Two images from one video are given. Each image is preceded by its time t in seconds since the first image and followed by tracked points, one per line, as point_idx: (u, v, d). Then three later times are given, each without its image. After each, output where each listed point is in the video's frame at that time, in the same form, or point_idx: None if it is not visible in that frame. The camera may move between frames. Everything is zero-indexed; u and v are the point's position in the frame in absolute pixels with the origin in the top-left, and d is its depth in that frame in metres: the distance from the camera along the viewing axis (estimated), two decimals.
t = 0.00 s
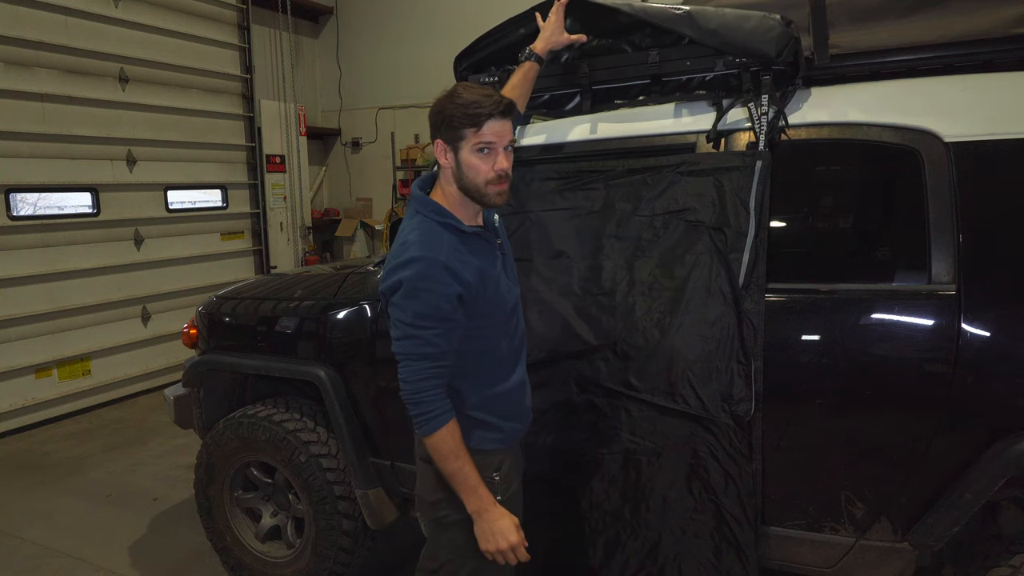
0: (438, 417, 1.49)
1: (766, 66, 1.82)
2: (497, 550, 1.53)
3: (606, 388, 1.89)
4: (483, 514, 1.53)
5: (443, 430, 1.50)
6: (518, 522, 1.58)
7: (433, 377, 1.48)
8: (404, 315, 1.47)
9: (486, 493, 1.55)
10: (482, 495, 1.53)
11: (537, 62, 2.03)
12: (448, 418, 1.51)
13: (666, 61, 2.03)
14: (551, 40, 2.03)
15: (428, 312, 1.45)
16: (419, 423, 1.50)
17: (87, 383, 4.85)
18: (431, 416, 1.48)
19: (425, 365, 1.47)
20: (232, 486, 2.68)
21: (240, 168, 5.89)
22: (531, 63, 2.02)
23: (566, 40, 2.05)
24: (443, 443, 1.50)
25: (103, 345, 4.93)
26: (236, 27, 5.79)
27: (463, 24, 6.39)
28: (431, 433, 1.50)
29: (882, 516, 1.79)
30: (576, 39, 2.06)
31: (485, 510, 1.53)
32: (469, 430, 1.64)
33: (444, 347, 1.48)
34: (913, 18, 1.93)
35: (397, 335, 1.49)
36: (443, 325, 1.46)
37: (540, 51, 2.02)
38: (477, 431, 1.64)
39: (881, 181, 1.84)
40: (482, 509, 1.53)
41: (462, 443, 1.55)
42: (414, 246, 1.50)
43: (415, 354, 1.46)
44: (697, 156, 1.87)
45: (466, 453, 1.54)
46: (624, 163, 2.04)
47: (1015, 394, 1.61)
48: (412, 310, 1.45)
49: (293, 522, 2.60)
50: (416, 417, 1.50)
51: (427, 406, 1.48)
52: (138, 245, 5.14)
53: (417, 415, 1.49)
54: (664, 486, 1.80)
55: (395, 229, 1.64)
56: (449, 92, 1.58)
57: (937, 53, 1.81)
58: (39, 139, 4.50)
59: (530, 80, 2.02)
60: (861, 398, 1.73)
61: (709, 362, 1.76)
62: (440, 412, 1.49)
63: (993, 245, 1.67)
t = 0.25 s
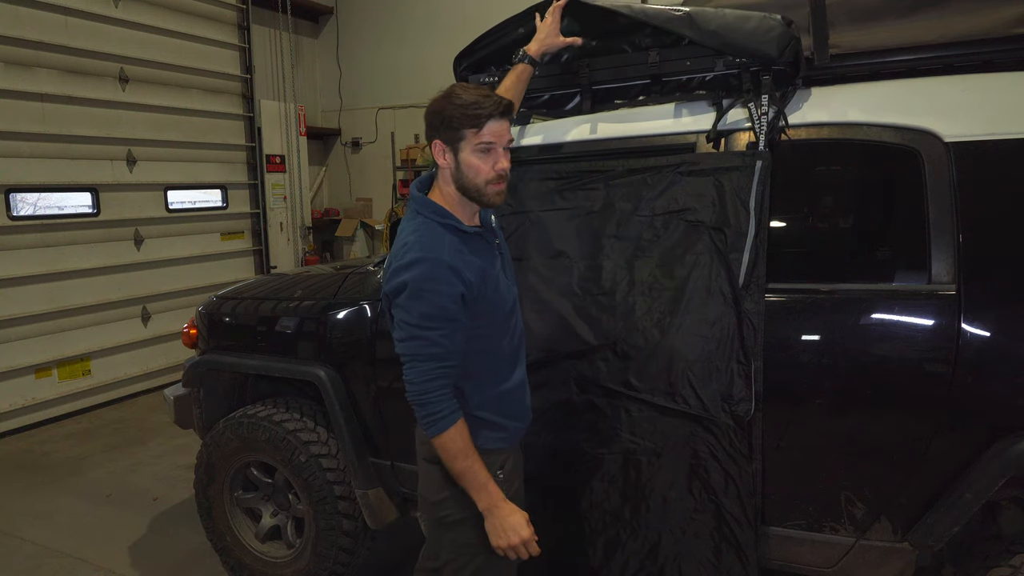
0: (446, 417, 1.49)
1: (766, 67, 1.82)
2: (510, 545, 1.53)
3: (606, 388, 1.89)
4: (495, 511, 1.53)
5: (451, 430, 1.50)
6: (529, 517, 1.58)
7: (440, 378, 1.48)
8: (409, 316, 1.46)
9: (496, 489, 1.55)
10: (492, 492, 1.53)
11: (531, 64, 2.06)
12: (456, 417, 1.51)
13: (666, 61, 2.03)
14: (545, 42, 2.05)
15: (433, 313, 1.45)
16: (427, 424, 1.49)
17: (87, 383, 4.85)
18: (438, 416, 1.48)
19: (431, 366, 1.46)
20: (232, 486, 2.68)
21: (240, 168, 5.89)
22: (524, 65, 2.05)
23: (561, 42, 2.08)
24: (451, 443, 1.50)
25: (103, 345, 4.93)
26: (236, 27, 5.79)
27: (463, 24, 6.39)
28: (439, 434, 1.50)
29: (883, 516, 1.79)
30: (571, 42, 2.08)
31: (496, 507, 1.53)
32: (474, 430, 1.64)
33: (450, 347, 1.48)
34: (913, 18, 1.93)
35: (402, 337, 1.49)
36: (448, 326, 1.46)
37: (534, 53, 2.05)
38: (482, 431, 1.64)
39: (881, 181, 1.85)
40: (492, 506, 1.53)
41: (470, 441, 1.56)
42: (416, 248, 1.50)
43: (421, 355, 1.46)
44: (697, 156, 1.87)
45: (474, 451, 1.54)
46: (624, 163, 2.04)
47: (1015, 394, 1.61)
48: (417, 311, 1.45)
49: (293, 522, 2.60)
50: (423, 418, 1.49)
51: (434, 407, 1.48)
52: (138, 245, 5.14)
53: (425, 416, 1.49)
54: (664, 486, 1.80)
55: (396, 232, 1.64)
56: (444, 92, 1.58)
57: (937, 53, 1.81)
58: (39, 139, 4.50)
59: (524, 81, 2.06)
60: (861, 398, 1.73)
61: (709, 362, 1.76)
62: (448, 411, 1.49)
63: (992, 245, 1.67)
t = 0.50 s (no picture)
0: (449, 419, 1.49)
1: (766, 67, 1.82)
2: (515, 544, 1.53)
3: (605, 388, 1.89)
4: (501, 509, 1.53)
5: (455, 432, 1.50)
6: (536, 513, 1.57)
7: (442, 381, 1.48)
8: (412, 320, 1.46)
9: (499, 488, 1.55)
10: (498, 490, 1.54)
11: (524, 66, 2.03)
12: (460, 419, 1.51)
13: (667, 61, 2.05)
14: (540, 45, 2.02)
15: (435, 317, 1.45)
16: (430, 426, 1.49)
17: (87, 383, 4.85)
18: (441, 419, 1.48)
19: (433, 369, 1.47)
20: (231, 485, 2.68)
21: (240, 168, 5.89)
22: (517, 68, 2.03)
23: (555, 45, 2.04)
24: (455, 444, 1.50)
25: (103, 345, 4.93)
26: (236, 27, 5.79)
27: (463, 24, 6.39)
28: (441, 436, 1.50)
29: (882, 516, 1.79)
30: (565, 45, 2.05)
31: (501, 506, 1.54)
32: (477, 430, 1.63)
33: (452, 351, 1.48)
34: (912, 19, 1.94)
35: (404, 341, 1.48)
36: (451, 329, 1.46)
37: (527, 55, 2.02)
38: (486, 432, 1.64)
39: (881, 181, 1.85)
40: (498, 505, 1.53)
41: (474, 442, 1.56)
42: (418, 252, 1.50)
43: (423, 358, 1.46)
44: (697, 156, 1.87)
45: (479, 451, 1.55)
46: (624, 163, 2.04)
47: (1015, 394, 1.61)
48: (420, 315, 1.45)
49: (293, 522, 2.60)
50: (426, 421, 1.49)
51: (437, 409, 1.48)
52: (138, 245, 5.14)
53: (428, 419, 1.49)
54: (665, 486, 1.80)
55: (396, 235, 1.64)
56: (448, 97, 1.54)
57: (937, 53, 1.81)
58: (39, 139, 4.50)
59: (516, 84, 2.02)
60: (861, 398, 1.73)
61: (709, 362, 1.76)
62: (451, 414, 1.49)
63: (993, 245, 1.67)
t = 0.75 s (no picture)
0: (462, 418, 1.49)
1: (766, 67, 1.81)
2: (538, 538, 1.54)
3: (605, 388, 1.89)
4: (521, 504, 1.54)
5: (467, 430, 1.50)
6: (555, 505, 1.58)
7: (452, 380, 1.48)
8: (420, 320, 1.46)
9: (517, 484, 1.55)
10: (514, 486, 1.54)
11: (526, 74, 2.06)
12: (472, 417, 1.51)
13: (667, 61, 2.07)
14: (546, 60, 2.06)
15: (443, 316, 1.45)
16: (442, 426, 1.49)
17: (87, 383, 4.85)
18: (453, 418, 1.48)
19: (442, 368, 1.47)
20: (231, 486, 2.68)
21: (240, 168, 5.89)
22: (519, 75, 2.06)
23: (559, 62, 2.09)
24: (466, 443, 1.50)
25: (103, 345, 4.93)
26: (236, 27, 5.79)
27: (463, 24, 6.39)
28: (453, 436, 1.50)
29: (882, 516, 1.79)
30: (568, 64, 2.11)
31: (520, 501, 1.54)
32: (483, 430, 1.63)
33: (460, 349, 1.48)
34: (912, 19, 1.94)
35: (411, 342, 1.48)
36: (458, 328, 1.47)
37: (531, 65, 2.05)
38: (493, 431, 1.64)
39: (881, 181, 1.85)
40: (517, 501, 1.54)
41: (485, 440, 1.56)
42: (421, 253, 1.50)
43: (432, 358, 1.46)
44: (697, 156, 1.87)
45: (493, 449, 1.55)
46: (624, 163, 2.04)
47: (1015, 394, 1.60)
48: (427, 315, 1.45)
49: (293, 522, 2.60)
50: (437, 421, 1.49)
51: (448, 409, 1.48)
52: (138, 245, 5.14)
53: (439, 419, 1.49)
54: (665, 486, 1.80)
55: (395, 238, 1.63)
56: (447, 100, 1.53)
57: (937, 53, 1.82)
58: (39, 139, 4.50)
59: (515, 91, 2.05)
60: (861, 398, 1.73)
61: (709, 362, 1.76)
62: (463, 413, 1.49)
63: (992, 245, 1.67)
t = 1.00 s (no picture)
0: (462, 419, 1.49)
1: (765, 68, 1.81)
2: (531, 542, 1.53)
3: (605, 388, 1.89)
4: (515, 508, 1.53)
5: (466, 431, 1.50)
6: (548, 508, 1.58)
7: (452, 381, 1.48)
8: (421, 320, 1.46)
9: (513, 487, 1.55)
10: (510, 489, 1.54)
11: (530, 73, 2.07)
12: (471, 418, 1.51)
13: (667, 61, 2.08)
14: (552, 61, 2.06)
15: (445, 317, 1.45)
16: (442, 427, 1.49)
17: (87, 383, 4.85)
18: (453, 419, 1.48)
19: (443, 369, 1.47)
20: (231, 486, 2.68)
21: (240, 168, 5.89)
22: (524, 74, 2.07)
23: (564, 65, 2.10)
24: (466, 444, 1.51)
25: (103, 345, 4.93)
26: (236, 27, 5.79)
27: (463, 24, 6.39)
28: (453, 437, 1.50)
29: (882, 516, 1.79)
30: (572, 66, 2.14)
31: (514, 504, 1.53)
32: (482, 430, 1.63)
33: (461, 350, 1.48)
34: (912, 19, 1.94)
35: (412, 343, 1.48)
36: (459, 329, 1.47)
37: (539, 63, 2.05)
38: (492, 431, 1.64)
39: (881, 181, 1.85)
40: (511, 504, 1.53)
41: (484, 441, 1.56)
42: (423, 254, 1.50)
43: (433, 359, 1.46)
44: (697, 156, 1.87)
45: (491, 451, 1.55)
46: (624, 163, 2.03)
47: (1015, 394, 1.60)
48: (429, 316, 1.45)
49: (293, 522, 2.60)
50: (437, 422, 1.49)
51: (449, 409, 1.48)
52: (138, 245, 5.14)
53: (439, 420, 1.49)
54: (665, 486, 1.80)
55: (397, 238, 1.63)
56: (446, 102, 1.53)
57: (937, 53, 1.83)
58: (39, 139, 4.50)
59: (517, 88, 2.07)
60: (861, 398, 1.73)
61: (709, 362, 1.76)
62: (462, 413, 1.50)
63: (992, 246, 1.67)
